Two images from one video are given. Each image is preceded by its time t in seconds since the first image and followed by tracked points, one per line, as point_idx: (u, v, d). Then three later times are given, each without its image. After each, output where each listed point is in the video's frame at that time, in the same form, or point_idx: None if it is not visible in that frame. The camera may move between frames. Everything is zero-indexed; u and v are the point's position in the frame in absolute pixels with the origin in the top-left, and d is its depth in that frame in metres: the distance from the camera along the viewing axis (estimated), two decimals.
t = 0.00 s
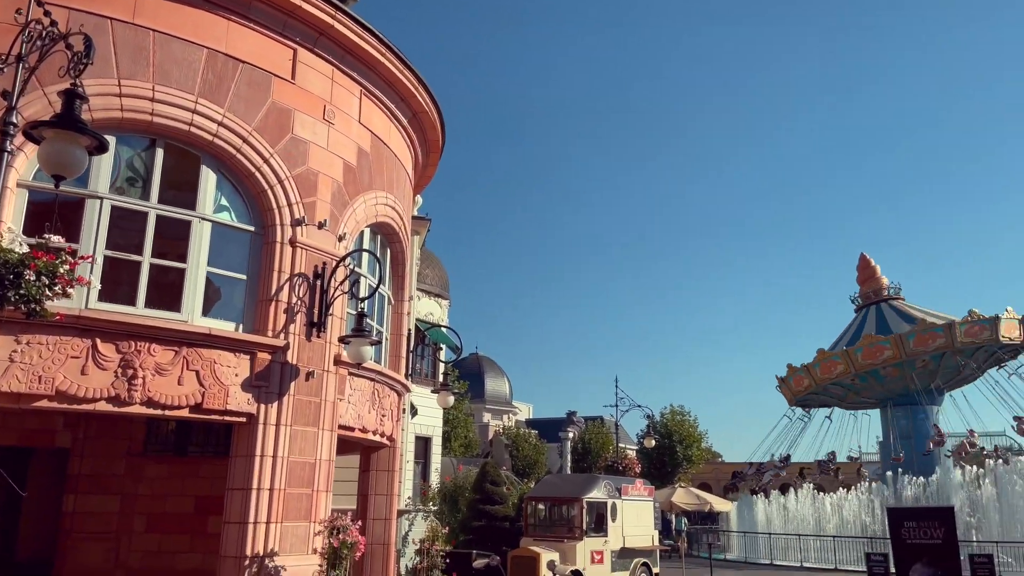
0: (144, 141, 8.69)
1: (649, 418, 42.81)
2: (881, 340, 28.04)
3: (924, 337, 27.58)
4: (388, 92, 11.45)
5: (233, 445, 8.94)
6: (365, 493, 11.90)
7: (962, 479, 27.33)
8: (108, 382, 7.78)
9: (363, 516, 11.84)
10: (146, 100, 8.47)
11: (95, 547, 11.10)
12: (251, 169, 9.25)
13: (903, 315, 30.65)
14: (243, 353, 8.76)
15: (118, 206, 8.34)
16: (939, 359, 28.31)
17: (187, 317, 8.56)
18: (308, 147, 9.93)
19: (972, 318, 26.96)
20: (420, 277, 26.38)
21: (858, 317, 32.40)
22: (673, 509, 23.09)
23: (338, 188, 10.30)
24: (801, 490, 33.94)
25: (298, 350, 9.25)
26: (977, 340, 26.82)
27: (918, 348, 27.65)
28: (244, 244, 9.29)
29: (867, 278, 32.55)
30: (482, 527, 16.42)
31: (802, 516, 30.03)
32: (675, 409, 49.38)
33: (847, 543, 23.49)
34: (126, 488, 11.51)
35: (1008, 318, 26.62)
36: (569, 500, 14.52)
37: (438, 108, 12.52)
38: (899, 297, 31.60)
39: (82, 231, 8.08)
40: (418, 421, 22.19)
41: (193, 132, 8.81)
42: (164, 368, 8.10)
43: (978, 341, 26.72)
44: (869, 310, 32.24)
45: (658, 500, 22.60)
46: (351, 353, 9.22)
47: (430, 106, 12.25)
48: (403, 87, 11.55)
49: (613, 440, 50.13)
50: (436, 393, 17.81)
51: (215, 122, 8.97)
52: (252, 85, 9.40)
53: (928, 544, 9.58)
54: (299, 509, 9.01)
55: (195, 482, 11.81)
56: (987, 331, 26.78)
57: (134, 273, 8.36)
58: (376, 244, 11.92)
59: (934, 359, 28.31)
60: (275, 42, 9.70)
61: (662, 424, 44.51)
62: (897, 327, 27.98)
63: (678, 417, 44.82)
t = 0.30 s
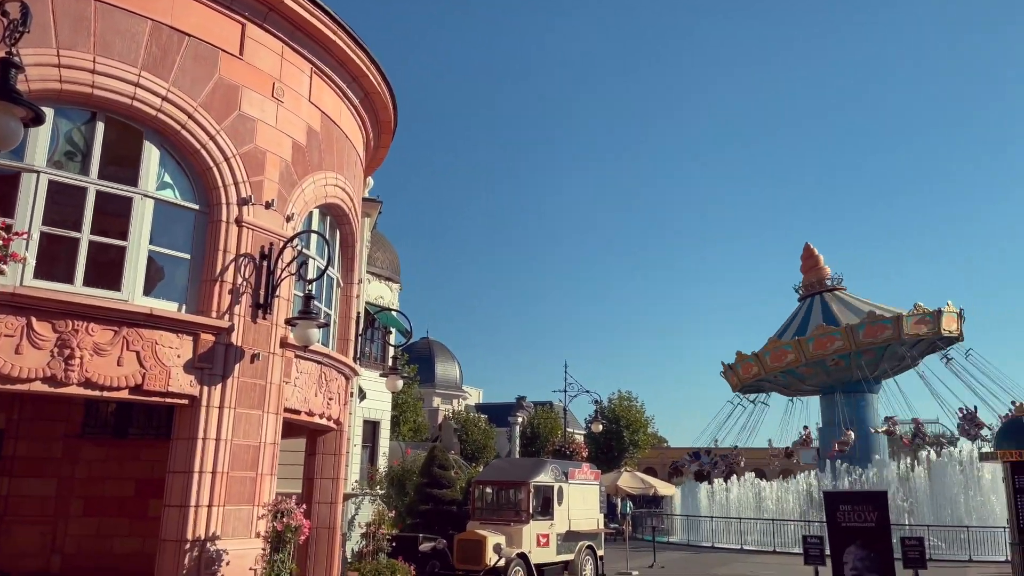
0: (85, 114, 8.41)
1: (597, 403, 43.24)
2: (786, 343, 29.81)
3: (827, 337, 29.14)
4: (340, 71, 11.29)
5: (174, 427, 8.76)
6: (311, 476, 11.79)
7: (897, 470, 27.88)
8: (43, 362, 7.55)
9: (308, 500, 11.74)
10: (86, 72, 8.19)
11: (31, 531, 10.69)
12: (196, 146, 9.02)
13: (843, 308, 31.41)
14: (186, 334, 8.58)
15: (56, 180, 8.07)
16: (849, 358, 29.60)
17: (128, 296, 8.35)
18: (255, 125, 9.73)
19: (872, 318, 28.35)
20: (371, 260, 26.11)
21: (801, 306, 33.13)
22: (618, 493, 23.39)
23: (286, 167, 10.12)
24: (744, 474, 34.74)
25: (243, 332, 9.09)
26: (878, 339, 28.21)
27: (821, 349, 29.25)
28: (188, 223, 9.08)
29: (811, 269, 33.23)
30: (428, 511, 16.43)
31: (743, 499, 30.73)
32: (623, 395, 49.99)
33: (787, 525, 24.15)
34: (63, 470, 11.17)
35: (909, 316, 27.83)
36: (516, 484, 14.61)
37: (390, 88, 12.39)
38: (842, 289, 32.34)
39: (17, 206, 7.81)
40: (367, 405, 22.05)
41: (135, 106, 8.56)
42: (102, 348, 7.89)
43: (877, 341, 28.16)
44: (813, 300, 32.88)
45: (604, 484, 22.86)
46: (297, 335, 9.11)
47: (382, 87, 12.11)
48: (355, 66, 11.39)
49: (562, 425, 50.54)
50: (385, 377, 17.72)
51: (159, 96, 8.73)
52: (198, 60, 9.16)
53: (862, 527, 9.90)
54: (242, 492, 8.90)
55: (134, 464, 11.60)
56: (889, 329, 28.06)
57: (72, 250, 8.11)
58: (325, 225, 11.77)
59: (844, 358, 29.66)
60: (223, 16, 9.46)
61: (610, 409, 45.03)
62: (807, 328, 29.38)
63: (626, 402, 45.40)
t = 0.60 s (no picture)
0: (23, 83, 8.10)
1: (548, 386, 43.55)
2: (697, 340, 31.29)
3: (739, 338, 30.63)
4: (291, 45, 11.06)
5: (116, 407, 8.56)
6: (258, 458, 11.65)
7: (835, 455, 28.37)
8: None
9: (254, 482, 11.61)
10: (25, 39, 7.87)
11: None
12: (140, 118, 8.77)
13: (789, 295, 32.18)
14: (128, 312, 8.36)
15: None
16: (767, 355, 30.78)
17: (67, 273, 8.11)
18: (203, 99, 9.49)
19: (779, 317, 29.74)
20: (322, 240, 25.79)
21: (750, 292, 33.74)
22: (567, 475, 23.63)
23: (235, 143, 9.91)
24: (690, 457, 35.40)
25: (188, 311, 8.91)
26: (782, 338, 29.57)
27: (732, 348, 30.81)
28: (132, 198, 8.84)
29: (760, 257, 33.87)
30: (377, 492, 16.38)
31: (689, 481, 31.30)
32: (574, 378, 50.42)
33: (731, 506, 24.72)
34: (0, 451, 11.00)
35: (815, 315, 29.06)
36: (465, 465, 14.66)
37: (343, 65, 12.20)
38: (788, 276, 33.13)
39: None
40: (316, 386, 21.88)
41: (77, 76, 8.27)
42: (40, 325, 7.65)
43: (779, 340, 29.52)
44: (760, 288, 33.50)
45: (553, 466, 23.08)
46: (244, 315, 8.95)
47: (334, 63, 11.91)
48: (307, 42, 11.17)
49: (513, 407, 50.81)
50: (335, 358, 17.56)
51: (101, 66, 8.44)
52: (143, 30, 8.88)
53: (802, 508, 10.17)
54: (185, 473, 8.76)
55: (73, 446, 11.23)
56: (794, 327, 29.35)
57: (8, 224, 7.83)
58: (274, 203, 11.56)
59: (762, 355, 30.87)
60: None
61: (561, 392, 45.40)
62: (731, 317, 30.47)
63: (577, 385, 45.80)
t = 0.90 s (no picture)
0: None
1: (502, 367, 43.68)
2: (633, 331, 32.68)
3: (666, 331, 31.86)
4: (243, 17, 10.80)
5: (57, 385, 8.33)
6: (206, 437, 11.45)
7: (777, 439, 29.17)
8: None
9: (202, 462, 11.44)
10: None
11: None
12: (84, 87, 8.49)
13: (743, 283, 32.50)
14: (70, 287, 8.13)
15: None
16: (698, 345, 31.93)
17: (7, 246, 7.85)
18: (150, 69, 9.22)
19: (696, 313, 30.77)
20: (274, 217, 25.37)
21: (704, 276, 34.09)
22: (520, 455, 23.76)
23: (183, 115, 9.66)
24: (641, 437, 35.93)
25: (133, 287, 8.69)
26: (695, 333, 30.76)
27: (658, 341, 32.36)
28: (74, 170, 8.57)
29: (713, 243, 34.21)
30: (329, 472, 16.28)
31: (639, 462, 31.78)
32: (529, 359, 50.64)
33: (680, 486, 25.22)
34: None
35: (724, 311, 30.04)
36: (419, 445, 14.66)
37: (296, 39, 11.96)
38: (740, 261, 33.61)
39: None
40: (267, 365, 21.59)
41: (18, 42, 7.95)
42: None
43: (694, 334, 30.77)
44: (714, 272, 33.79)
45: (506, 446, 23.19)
46: (192, 291, 8.77)
47: (287, 36, 11.67)
48: (260, 13, 10.92)
49: (467, 388, 50.90)
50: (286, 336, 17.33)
51: (43, 32, 8.13)
52: None
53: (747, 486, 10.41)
54: (130, 452, 8.58)
55: (14, 424, 10.96)
56: (706, 322, 30.42)
57: None
58: (224, 178, 11.32)
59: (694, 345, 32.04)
60: None
61: (515, 372, 45.59)
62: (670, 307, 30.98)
63: (531, 366, 46.02)
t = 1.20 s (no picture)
0: None
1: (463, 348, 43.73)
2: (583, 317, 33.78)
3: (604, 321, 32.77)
4: None
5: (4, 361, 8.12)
6: (158, 416, 11.29)
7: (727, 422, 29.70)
8: None
9: (155, 441, 11.29)
10: None
11: None
12: (32, 57, 8.23)
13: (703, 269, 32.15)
14: (17, 262, 7.91)
15: None
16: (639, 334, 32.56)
17: None
18: (101, 39, 8.96)
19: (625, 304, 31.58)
20: (231, 193, 24.94)
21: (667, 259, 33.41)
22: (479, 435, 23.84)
23: (135, 87, 9.41)
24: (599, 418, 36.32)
25: (83, 263, 8.48)
26: (626, 323, 31.56)
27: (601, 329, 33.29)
28: (21, 141, 8.35)
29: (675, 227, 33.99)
30: (285, 452, 16.18)
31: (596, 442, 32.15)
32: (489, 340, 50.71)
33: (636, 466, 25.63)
34: None
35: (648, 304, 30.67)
36: (377, 425, 14.62)
37: (254, 12, 11.72)
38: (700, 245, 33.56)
39: None
40: (223, 343, 21.32)
41: None
42: None
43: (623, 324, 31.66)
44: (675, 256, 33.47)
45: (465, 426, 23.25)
46: (144, 268, 8.59)
47: (245, 8, 11.43)
48: None
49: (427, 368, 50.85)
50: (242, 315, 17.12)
51: None
52: None
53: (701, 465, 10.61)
54: (80, 431, 8.42)
55: None
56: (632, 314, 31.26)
57: None
58: (177, 152, 11.08)
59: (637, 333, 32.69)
60: None
61: (475, 353, 45.67)
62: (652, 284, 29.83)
63: (491, 347, 46.11)
